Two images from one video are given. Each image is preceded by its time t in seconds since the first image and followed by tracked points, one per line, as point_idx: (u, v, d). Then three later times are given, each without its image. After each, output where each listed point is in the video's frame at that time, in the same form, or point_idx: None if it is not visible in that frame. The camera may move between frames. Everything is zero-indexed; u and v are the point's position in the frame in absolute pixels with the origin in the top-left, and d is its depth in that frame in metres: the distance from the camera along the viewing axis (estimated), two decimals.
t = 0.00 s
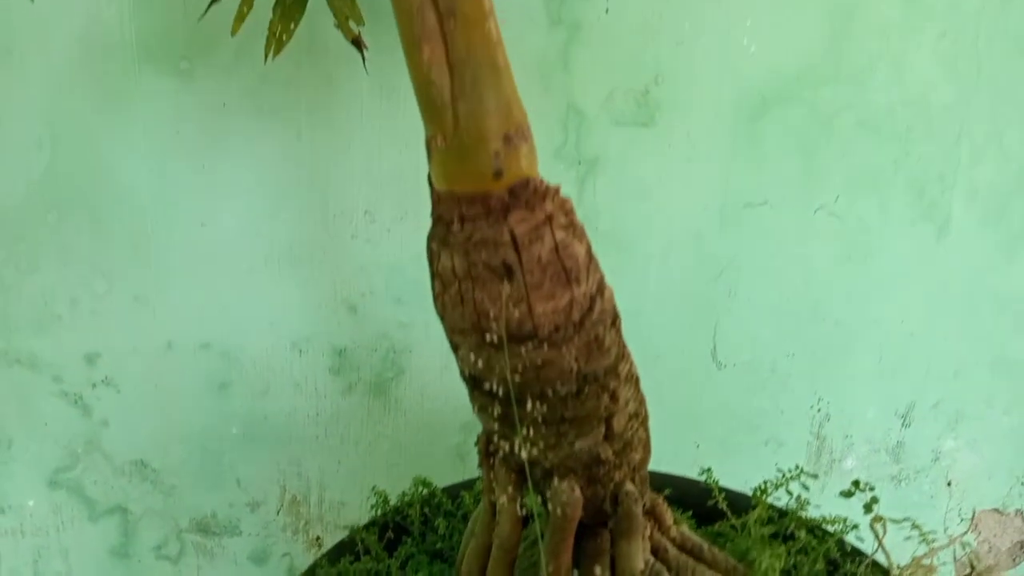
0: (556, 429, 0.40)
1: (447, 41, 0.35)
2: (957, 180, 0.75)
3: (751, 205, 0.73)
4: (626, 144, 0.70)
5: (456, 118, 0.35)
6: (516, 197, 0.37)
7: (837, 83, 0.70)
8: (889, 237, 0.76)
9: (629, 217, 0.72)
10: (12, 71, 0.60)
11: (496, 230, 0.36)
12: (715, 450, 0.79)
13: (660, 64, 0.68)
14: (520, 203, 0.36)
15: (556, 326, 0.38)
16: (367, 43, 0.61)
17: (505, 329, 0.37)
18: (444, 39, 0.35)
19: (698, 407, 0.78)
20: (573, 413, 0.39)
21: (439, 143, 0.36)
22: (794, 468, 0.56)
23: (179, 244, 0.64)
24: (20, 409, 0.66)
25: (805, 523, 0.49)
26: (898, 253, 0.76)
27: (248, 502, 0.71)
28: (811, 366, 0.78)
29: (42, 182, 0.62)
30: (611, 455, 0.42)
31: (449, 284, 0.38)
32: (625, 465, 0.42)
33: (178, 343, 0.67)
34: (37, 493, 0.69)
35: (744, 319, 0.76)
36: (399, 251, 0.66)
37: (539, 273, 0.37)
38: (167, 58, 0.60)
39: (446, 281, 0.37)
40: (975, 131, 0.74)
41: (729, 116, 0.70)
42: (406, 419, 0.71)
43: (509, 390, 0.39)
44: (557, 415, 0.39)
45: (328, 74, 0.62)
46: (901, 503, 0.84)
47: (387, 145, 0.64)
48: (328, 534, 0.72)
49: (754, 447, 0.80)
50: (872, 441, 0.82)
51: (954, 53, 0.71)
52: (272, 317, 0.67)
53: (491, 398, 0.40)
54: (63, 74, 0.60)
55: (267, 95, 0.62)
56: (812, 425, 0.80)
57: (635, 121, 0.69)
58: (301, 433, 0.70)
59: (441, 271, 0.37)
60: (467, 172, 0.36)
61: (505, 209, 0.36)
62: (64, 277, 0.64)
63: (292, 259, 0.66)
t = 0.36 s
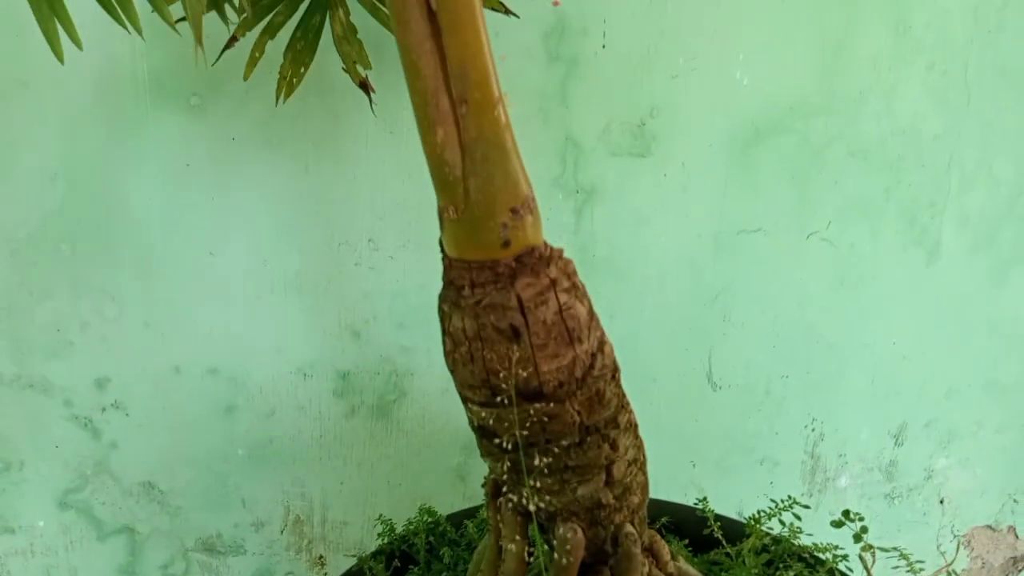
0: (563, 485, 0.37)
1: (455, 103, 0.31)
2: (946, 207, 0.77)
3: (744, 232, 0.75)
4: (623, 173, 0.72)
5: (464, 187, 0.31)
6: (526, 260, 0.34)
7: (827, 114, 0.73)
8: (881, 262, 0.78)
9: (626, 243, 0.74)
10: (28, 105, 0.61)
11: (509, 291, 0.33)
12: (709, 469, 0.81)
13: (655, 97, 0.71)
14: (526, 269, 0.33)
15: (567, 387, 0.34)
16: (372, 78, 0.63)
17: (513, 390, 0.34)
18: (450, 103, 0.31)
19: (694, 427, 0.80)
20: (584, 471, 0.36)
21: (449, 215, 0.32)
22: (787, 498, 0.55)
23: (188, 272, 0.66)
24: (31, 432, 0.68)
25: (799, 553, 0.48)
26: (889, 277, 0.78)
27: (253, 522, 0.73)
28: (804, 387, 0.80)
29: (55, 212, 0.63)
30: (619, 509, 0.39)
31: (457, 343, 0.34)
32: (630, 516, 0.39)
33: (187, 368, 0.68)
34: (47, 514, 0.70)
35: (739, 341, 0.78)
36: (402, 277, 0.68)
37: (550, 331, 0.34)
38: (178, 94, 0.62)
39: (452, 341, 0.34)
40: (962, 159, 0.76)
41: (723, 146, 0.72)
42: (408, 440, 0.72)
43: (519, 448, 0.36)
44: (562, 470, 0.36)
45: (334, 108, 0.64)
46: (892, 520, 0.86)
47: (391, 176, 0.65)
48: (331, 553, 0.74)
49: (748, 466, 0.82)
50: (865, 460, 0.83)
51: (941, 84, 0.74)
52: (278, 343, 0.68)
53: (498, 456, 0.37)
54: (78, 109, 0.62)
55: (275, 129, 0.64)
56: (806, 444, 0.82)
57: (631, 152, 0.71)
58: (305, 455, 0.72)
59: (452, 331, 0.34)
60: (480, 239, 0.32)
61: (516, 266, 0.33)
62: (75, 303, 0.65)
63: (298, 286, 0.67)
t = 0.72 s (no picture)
0: (559, 501, 0.38)
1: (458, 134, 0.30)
2: (936, 227, 0.80)
3: (740, 252, 0.77)
4: (622, 196, 0.75)
5: (468, 222, 0.31)
6: (529, 286, 0.33)
7: (819, 139, 0.75)
8: (874, 280, 0.80)
9: (624, 263, 0.77)
10: (51, 134, 0.64)
11: (512, 319, 0.33)
12: (708, 483, 0.83)
13: (653, 123, 0.73)
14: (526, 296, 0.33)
15: (564, 410, 0.35)
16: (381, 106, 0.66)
17: (513, 412, 0.34)
18: (454, 138, 0.30)
19: (693, 441, 0.82)
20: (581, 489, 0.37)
21: (453, 245, 0.32)
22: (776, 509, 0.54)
23: (203, 293, 0.69)
24: (51, 448, 0.70)
25: (787, 561, 0.47)
26: (881, 295, 0.81)
27: (265, 534, 0.75)
28: (801, 402, 0.82)
29: (77, 236, 0.66)
30: (614, 520, 0.39)
31: (459, 363, 0.35)
32: (623, 525, 0.40)
33: (202, 386, 0.71)
34: (66, 527, 0.72)
35: (736, 358, 0.80)
36: (409, 298, 0.71)
37: (549, 355, 0.34)
38: (194, 123, 0.65)
39: (455, 365, 0.34)
40: (951, 181, 0.79)
41: (718, 170, 0.75)
42: (415, 455, 0.75)
43: (517, 465, 0.36)
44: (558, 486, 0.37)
45: (344, 135, 0.67)
46: (886, 531, 0.89)
47: (398, 199, 0.68)
48: (340, 564, 0.76)
49: (746, 479, 0.84)
50: (860, 474, 0.86)
51: (930, 109, 0.76)
52: (290, 361, 0.71)
53: (498, 470, 0.37)
54: (99, 138, 0.65)
55: (286, 155, 0.66)
56: (802, 459, 0.84)
57: (628, 176, 0.74)
58: (316, 469, 0.74)
59: (456, 354, 0.34)
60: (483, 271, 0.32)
61: (518, 294, 0.33)
62: (96, 324, 0.68)
63: (308, 306, 0.70)
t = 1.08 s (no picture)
0: (557, 495, 0.40)
1: (465, 164, 0.33)
2: (927, 238, 0.82)
3: (736, 262, 0.80)
4: (622, 209, 0.78)
5: (472, 243, 0.34)
6: (527, 299, 0.36)
7: (813, 154, 0.78)
8: (867, 290, 0.83)
9: (625, 274, 0.80)
10: (79, 152, 0.68)
11: (513, 328, 0.36)
12: (708, 486, 0.85)
13: (651, 140, 0.76)
14: (526, 308, 0.36)
15: (561, 411, 0.38)
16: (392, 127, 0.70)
17: (514, 413, 0.37)
18: (461, 170, 0.33)
19: (692, 446, 0.85)
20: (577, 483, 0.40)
21: (460, 262, 0.35)
22: (765, 505, 0.55)
23: (222, 303, 0.72)
24: (76, 451, 0.73)
25: (776, 556, 0.48)
26: (875, 304, 0.83)
27: (280, 534, 0.78)
28: (797, 408, 0.85)
29: (102, 249, 0.69)
30: (607, 512, 0.42)
31: (465, 369, 0.38)
32: (617, 517, 0.42)
33: (220, 392, 0.74)
34: (90, 527, 0.76)
35: (734, 365, 0.83)
36: (418, 307, 0.74)
37: (547, 360, 0.37)
38: (215, 142, 0.69)
39: (462, 370, 0.37)
40: (942, 193, 0.81)
41: (716, 184, 0.78)
42: (424, 458, 0.78)
43: (518, 462, 0.39)
44: (556, 480, 0.40)
45: (356, 153, 0.70)
46: (883, 534, 0.91)
47: (407, 214, 0.71)
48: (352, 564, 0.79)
49: (745, 483, 0.86)
50: (856, 477, 0.88)
51: (920, 124, 0.79)
52: (304, 368, 0.74)
53: (500, 465, 0.40)
54: (125, 156, 0.68)
55: (301, 172, 0.70)
56: (799, 463, 0.86)
57: (628, 190, 0.77)
58: (329, 472, 0.77)
59: (463, 361, 0.37)
60: (487, 285, 0.35)
61: (518, 305, 0.36)
62: (119, 332, 0.71)
63: (321, 315, 0.73)
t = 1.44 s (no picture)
0: (562, 481, 0.43)
1: (478, 180, 0.36)
2: (917, 243, 0.85)
3: (731, 267, 0.84)
4: (622, 215, 0.81)
5: (487, 253, 0.37)
6: (535, 303, 0.39)
7: (805, 162, 0.81)
8: (859, 293, 0.86)
9: (624, 277, 0.83)
10: (103, 162, 0.71)
11: (524, 329, 0.39)
12: (705, 483, 0.88)
13: (650, 149, 0.80)
14: (535, 310, 0.39)
15: (567, 404, 0.41)
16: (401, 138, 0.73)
17: (524, 405, 0.40)
18: (475, 186, 0.36)
19: (690, 444, 0.88)
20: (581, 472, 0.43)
21: (474, 268, 0.38)
22: (755, 497, 0.58)
23: (238, 306, 0.75)
24: (98, 449, 0.76)
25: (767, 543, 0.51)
26: (866, 306, 0.87)
27: (292, 528, 0.81)
28: (791, 407, 0.88)
29: (125, 255, 0.73)
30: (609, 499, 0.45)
31: (478, 366, 0.40)
32: (616, 501, 0.45)
33: (236, 391, 0.77)
34: (111, 521, 0.79)
35: (730, 365, 0.86)
36: (426, 310, 0.77)
37: (553, 359, 0.40)
38: (233, 152, 0.72)
39: (475, 367, 0.40)
40: (931, 199, 0.84)
41: (712, 191, 0.81)
42: (431, 455, 0.81)
43: (526, 451, 0.42)
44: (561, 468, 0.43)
45: (367, 162, 0.74)
46: (876, 530, 0.93)
47: (416, 221, 0.75)
48: (361, 558, 0.82)
49: (741, 479, 0.89)
50: (848, 475, 0.91)
51: (908, 133, 0.82)
52: (317, 368, 0.77)
53: (510, 453, 0.43)
54: (147, 166, 0.71)
55: (315, 181, 0.73)
56: (792, 460, 0.89)
57: (627, 197, 0.81)
58: (340, 468, 0.80)
59: (476, 359, 0.40)
60: (499, 290, 0.38)
61: (527, 309, 0.39)
62: (140, 334, 0.74)
63: (333, 317, 0.76)
